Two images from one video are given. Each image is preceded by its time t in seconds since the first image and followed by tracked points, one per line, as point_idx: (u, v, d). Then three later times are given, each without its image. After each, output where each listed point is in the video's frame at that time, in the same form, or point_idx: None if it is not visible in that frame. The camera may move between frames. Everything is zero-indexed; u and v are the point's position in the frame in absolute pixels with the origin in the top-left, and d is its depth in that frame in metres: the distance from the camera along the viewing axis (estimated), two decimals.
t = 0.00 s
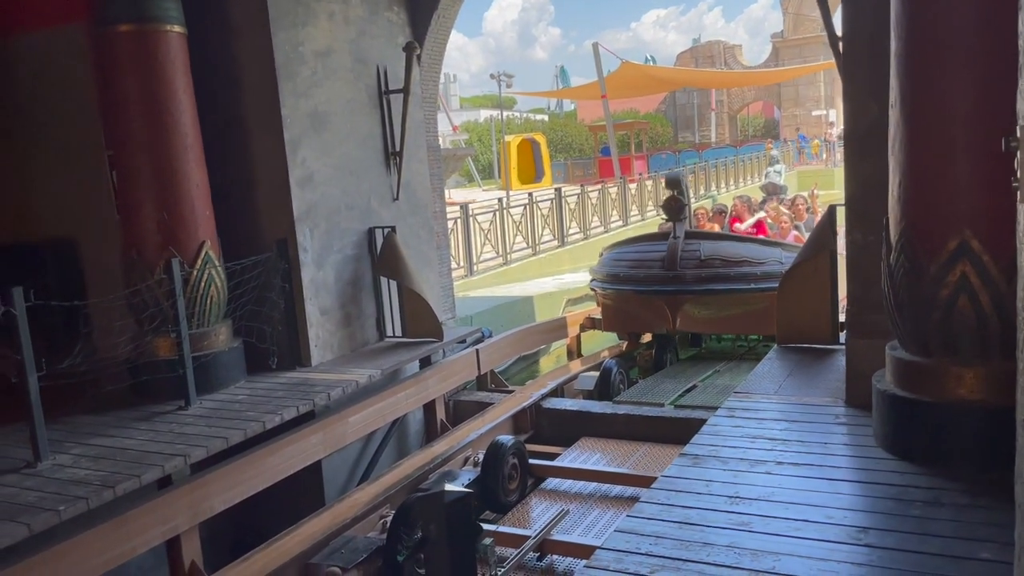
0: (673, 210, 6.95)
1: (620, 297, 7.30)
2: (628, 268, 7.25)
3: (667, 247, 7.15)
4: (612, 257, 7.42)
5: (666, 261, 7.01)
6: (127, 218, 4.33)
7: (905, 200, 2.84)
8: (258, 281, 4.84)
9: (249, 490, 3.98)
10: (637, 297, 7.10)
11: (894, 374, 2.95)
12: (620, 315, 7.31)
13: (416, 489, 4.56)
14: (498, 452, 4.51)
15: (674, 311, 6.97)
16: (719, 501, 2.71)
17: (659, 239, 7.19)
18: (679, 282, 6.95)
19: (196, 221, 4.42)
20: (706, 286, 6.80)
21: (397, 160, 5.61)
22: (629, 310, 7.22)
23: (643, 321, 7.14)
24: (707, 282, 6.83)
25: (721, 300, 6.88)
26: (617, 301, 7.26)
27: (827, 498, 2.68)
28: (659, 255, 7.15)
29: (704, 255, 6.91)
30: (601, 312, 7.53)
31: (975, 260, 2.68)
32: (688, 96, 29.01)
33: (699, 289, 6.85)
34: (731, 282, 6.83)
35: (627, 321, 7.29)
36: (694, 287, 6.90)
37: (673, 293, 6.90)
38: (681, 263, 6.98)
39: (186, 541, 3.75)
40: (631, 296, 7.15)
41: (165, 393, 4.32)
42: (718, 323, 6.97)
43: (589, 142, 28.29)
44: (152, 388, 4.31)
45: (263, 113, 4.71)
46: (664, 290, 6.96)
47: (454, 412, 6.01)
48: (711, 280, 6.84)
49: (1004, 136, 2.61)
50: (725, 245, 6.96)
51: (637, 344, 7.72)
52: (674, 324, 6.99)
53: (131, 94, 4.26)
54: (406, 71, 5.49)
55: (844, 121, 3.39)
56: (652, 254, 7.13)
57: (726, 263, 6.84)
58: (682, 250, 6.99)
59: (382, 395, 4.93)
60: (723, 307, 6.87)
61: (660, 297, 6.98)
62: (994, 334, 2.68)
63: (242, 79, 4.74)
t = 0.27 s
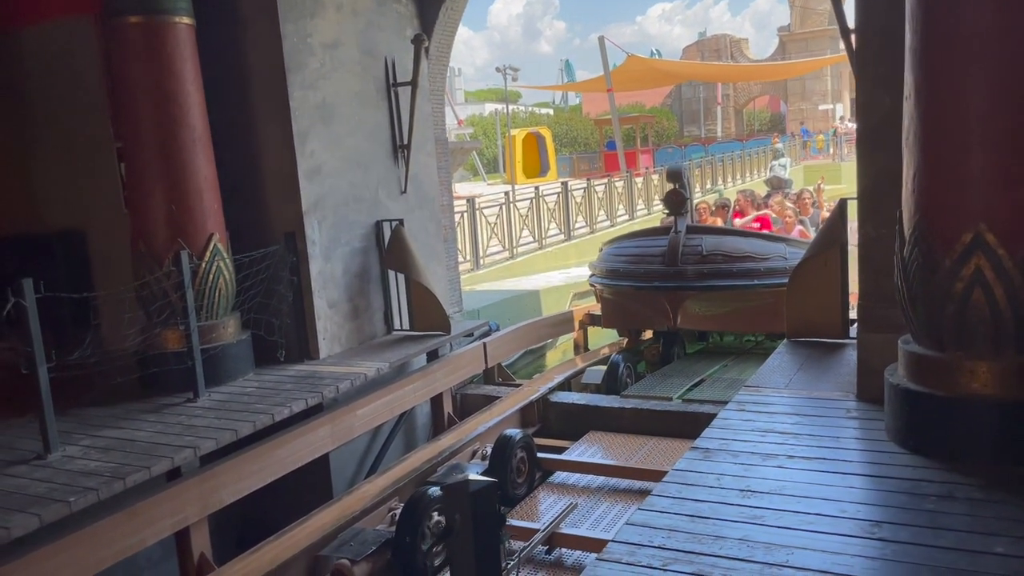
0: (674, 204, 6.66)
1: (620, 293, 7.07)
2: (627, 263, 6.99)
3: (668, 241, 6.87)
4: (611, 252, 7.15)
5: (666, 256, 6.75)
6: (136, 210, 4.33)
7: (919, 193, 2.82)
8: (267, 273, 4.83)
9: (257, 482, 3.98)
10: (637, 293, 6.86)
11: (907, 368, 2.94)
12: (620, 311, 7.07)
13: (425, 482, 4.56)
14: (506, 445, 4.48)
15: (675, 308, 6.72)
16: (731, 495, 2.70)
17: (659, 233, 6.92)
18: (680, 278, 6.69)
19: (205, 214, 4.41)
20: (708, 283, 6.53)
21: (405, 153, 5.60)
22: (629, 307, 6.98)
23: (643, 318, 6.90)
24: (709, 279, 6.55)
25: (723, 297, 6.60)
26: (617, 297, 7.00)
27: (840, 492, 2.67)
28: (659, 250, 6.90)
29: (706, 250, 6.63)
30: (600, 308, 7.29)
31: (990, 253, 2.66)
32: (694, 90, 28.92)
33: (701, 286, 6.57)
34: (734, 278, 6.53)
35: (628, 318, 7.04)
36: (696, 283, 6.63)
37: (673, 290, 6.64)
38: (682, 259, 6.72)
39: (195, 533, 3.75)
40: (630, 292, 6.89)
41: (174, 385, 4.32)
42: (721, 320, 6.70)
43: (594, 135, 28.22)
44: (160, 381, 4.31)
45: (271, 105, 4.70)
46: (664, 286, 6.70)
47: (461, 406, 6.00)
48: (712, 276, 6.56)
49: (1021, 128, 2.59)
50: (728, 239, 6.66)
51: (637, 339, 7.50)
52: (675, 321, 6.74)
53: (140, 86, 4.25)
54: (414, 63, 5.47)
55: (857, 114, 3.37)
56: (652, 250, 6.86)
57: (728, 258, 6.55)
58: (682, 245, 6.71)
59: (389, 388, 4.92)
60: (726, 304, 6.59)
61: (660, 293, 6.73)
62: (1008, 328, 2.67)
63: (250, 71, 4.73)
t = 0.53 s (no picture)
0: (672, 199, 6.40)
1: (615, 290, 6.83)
2: (622, 259, 6.75)
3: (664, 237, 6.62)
4: (606, 247, 6.91)
5: (662, 253, 6.51)
6: (141, 204, 4.33)
7: (927, 188, 2.82)
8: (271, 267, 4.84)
9: (263, 476, 3.99)
10: (632, 290, 6.63)
11: (913, 364, 2.94)
12: (615, 309, 6.85)
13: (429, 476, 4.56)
14: (511, 440, 4.45)
15: (671, 306, 6.51)
16: (737, 489, 2.71)
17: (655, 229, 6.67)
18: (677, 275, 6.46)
19: (210, 207, 4.41)
20: (705, 281, 6.31)
21: (409, 147, 5.59)
22: (624, 304, 6.75)
23: (639, 316, 6.67)
24: (706, 277, 6.33)
25: (721, 295, 6.39)
26: (611, 294, 6.78)
27: (846, 487, 2.68)
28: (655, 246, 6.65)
29: (703, 247, 6.39)
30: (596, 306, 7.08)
31: (998, 249, 2.66)
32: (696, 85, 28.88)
33: (698, 284, 6.34)
34: (731, 276, 6.32)
35: (623, 316, 6.81)
36: (693, 281, 6.40)
37: (670, 288, 6.42)
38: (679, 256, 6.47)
39: (200, 526, 3.76)
40: (626, 289, 6.66)
41: (179, 378, 4.33)
42: (718, 319, 6.50)
43: (597, 131, 28.19)
44: (166, 374, 4.32)
45: (276, 99, 4.70)
46: (660, 284, 6.47)
47: (464, 400, 6.01)
48: (710, 274, 6.34)
49: None
50: (726, 237, 6.42)
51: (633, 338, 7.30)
52: (672, 320, 6.53)
53: (145, 79, 4.25)
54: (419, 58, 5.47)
55: (865, 110, 3.37)
56: (647, 246, 6.61)
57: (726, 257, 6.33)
58: (679, 242, 6.46)
59: (393, 383, 4.93)
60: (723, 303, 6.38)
61: (655, 291, 6.51)
62: (1015, 325, 2.67)
63: (256, 64, 4.72)
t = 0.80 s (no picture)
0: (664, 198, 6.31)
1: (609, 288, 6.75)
2: (617, 257, 6.68)
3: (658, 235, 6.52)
4: (600, 245, 6.82)
5: (655, 251, 6.42)
6: (145, 198, 4.34)
7: (928, 186, 2.83)
8: (273, 262, 4.84)
9: (265, 470, 4.00)
10: (626, 289, 6.56)
11: (914, 361, 2.95)
12: (609, 308, 6.77)
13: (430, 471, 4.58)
14: (512, 435, 4.46)
15: (665, 305, 6.43)
16: (739, 485, 2.73)
17: (649, 227, 6.58)
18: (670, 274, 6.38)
19: (212, 202, 4.41)
20: (698, 280, 6.23)
21: (411, 143, 5.60)
22: (618, 302, 6.68)
23: (633, 314, 6.61)
24: (699, 276, 6.24)
25: (715, 294, 6.30)
26: (605, 292, 6.72)
27: (848, 483, 2.69)
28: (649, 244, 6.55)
29: (697, 246, 6.29)
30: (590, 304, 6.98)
31: (999, 247, 2.68)
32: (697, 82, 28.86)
33: (691, 283, 6.26)
34: (725, 275, 6.23)
35: (616, 315, 6.75)
36: (686, 280, 6.33)
37: (663, 287, 6.34)
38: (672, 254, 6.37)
39: (202, 519, 3.77)
40: (619, 288, 6.59)
41: (181, 372, 4.34)
42: (712, 317, 6.42)
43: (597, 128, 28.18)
44: (168, 368, 4.33)
45: (279, 95, 4.71)
46: (654, 282, 6.40)
47: (465, 396, 6.02)
48: (703, 273, 6.25)
49: None
50: (720, 235, 6.30)
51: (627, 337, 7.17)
52: (665, 319, 6.46)
53: (149, 74, 4.25)
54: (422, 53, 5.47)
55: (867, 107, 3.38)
56: (641, 244, 6.54)
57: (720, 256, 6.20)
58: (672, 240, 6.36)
59: (394, 378, 4.94)
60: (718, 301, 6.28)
61: (649, 290, 6.43)
62: (1017, 322, 2.69)
63: (258, 60, 4.73)
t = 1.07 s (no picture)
0: (657, 196, 5.95)
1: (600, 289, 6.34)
2: (607, 256, 6.18)
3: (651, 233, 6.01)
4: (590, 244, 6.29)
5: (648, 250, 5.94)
6: (147, 194, 4.34)
7: (931, 184, 2.83)
8: (275, 259, 4.84)
9: (266, 466, 4.01)
10: (617, 290, 6.09)
11: (915, 359, 2.96)
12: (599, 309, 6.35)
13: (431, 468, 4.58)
14: (513, 433, 4.46)
15: (659, 307, 5.99)
16: (740, 482, 2.73)
17: (639, 224, 6.12)
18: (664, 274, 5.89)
19: (214, 199, 4.41)
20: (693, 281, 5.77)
21: (413, 140, 5.59)
22: (610, 303, 6.25)
23: (625, 316, 6.15)
24: (695, 276, 5.78)
25: (711, 295, 5.86)
26: (596, 294, 6.29)
27: (849, 481, 2.70)
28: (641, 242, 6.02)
29: (690, 245, 5.81)
30: (581, 304, 6.61)
31: (1002, 245, 2.68)
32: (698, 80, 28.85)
33: (686, 284, 5.81)
34: (721, 275, 5.77)
35: (608, 316, 6.29)
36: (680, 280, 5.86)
37: (656, 288, 5.88)
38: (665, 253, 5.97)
39: (204, 516, 3.78)
40: (610, 288, 6.12)
41: (183, 368, 4.34)
42: (706, 320, 5.97)
43: (597, 126, 28.17)
44: (170, 364, 4.33)
45: (281, 91, 4.71)
46: (646, 283, 5.95)
47: (466, 393, 6.02)
48: (698, 273, 5.79)
49: None
50: (716, 234, 5.81)
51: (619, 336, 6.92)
52: (659, 321, 6.00)
53: (151, 70, 4.25)
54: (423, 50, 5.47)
55: (870, 105, 3.37)
56: (632, 242, 6.04)
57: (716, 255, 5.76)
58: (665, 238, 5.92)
59: (395, 376, 4.94)
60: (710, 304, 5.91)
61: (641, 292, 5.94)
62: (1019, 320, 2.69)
63: (261, 56, 4.73)
